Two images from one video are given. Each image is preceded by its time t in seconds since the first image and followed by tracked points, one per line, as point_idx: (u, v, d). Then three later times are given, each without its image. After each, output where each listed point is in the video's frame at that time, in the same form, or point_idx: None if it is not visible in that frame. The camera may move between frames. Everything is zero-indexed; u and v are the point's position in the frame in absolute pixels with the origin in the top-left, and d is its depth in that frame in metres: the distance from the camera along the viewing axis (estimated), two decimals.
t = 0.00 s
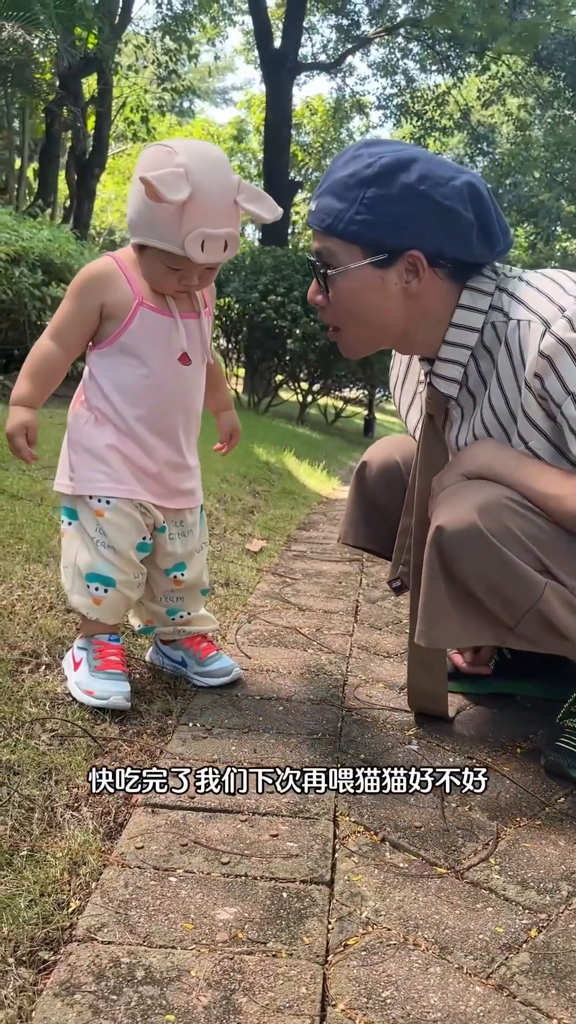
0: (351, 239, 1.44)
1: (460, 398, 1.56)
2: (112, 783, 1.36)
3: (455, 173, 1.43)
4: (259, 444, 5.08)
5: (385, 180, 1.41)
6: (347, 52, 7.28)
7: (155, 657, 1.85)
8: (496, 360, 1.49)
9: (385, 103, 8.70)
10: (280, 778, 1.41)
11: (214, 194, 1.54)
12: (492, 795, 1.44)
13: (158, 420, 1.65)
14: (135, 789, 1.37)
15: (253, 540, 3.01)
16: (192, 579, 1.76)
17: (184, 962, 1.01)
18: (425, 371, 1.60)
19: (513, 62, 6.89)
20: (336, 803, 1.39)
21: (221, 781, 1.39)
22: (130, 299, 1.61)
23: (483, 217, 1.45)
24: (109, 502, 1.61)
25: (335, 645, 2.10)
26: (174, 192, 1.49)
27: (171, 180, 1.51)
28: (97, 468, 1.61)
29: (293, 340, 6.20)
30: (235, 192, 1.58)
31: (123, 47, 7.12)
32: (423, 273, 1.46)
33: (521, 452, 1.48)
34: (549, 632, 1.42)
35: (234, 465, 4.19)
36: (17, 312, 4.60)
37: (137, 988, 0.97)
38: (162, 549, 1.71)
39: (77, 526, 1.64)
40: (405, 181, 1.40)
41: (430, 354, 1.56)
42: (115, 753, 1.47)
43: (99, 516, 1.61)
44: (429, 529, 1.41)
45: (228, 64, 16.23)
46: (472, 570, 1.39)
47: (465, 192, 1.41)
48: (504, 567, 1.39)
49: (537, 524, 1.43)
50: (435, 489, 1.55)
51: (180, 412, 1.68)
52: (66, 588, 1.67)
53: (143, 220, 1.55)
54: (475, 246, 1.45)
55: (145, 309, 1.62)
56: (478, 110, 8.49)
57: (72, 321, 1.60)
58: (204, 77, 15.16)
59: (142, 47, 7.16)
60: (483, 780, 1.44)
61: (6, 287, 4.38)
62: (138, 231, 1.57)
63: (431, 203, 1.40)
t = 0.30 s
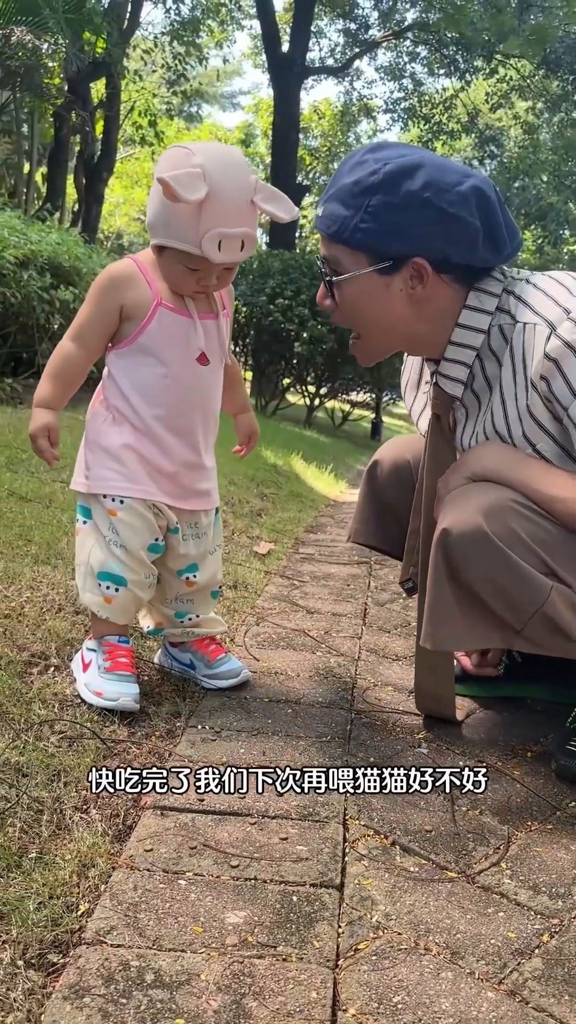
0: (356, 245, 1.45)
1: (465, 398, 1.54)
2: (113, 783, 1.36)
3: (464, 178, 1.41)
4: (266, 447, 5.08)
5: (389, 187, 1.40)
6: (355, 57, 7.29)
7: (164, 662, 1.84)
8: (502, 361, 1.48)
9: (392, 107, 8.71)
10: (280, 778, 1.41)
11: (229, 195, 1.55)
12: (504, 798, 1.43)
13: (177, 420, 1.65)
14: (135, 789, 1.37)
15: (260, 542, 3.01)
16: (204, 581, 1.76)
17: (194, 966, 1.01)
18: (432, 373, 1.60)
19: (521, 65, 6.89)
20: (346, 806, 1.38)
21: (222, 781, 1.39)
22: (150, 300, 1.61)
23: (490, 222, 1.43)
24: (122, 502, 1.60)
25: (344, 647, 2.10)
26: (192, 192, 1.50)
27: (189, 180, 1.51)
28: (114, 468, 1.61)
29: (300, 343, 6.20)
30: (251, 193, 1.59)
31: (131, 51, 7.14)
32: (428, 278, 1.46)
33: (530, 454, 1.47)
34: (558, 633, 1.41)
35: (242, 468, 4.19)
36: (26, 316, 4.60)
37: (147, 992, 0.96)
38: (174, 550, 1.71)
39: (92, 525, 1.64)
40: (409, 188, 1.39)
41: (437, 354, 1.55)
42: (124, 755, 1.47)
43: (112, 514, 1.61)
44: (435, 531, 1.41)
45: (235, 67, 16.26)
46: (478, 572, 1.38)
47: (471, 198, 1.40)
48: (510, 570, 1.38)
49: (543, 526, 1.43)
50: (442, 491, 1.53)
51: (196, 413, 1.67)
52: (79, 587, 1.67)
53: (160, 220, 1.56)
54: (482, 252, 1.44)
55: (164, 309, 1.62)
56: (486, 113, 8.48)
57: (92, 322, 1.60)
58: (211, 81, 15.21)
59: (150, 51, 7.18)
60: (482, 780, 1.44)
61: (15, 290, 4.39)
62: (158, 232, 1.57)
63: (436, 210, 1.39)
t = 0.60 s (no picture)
0: (367, 242, 1.44)
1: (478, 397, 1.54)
2: (113, 783, 1.36)
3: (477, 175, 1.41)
4: (273, 450, 5.08)
5: (400, 184, 1.40)
6: (362, 59, 7.29)
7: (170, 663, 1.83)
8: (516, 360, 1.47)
9: (400, 110, 8.70)
10: (278, 777, 1.41)
11: (260, 192, 1.57)
12: (512, 802, 1.41)
13: (186, 420, 1.64)
14: (138, 791, 1.36)
15: (267, 545, 3.00)
16: (209, 584, 1.75)
17: (198, 970, 1.00)
18: (444, 372, 1.59)
19: (529, 67, 6.87)
20: (353, 809, 1.36)
21: (222, 781, 1.39)
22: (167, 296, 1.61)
23: (502, 218, 1.42)
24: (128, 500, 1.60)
25: (350, 649, 2.09)
26: (226, 181, 1.52)
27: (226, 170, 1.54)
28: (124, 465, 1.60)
29: (307, 346, 6.20)
30: (280, 195, 1.60)
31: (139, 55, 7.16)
32: (439, 275, 1.45)
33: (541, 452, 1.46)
34: (570, 633, 1.39)
35: (249, 470, 4.18)
36: (34, 319, 4.61)
37: (151, 996, 0.95)
38: (179, 552, 1.70)
39: (95, 525, 1.63)
40: (419, 184, 1.39)
41: (452, 354, 1.54)
42: (130, 757, 1.46)
43: (116, 514, 1.60)
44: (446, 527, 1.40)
45: (243, 71, 16.29)
46: (489, 568, 1.37)
47: (482, 194, 1.40)
48: (521, 566, 1.36)
49: (555, 523, 1.41)
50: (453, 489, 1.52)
51: (205, 413, 1.66)
52: (82, 585, 1.66)
53: (191, 208, 1.56)
54: (494, 249, 1.43)
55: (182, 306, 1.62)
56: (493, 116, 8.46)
57: (108, 315, 1.60)
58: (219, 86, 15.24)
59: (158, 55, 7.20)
60: (482, 780, 1.43)
61: (23, 293, 4.40)
62: (185, 224, 1.57)
63: (446, 207, 1.39)
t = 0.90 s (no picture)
0: (373, 242, 1.43)
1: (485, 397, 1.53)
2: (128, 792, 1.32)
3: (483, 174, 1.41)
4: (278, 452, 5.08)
5: (405, 184, 1.39)
6: (367, 62, 7.29)
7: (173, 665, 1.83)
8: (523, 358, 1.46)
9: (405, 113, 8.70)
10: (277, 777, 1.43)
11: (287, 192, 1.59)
12: (517, 805, 1.40)
13: (202, 421, 1.64)
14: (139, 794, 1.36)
15: (271, 547, 2.99)
16: (217, 587, 1.74)
17: (199, 975, 0.99)
18: (451, 372, 1.58)
19: (534, 69, 6.86)
20: (356, 812, 1.35)
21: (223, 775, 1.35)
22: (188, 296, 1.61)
23: (507, 218, 1.42)
24: (138, 502, 1.59)
25: (354, 652, 2.08)
26: (257, 174, 1.54)
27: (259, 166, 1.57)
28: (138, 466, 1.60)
29: (313, 348, 6.19)
30: (306, 195, 1.62)
31: (144, 59, 7.16)
32: (445, 275, 1.45)
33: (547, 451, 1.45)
34: None
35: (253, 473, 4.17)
36: (39, 321, 4.61)
37: (151, 1001, 0.94)
38: (189, 554, 1.69)
39: (103, 526, 1.62)
40: (424, 184, 1.38)
41: (458, 354, 1.54)
42: (131, 760, 1.45)
43: (125, 514, 1.59)
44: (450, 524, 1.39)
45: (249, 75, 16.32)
46: (494, 566, 1.35)
47: (487, 193, 1.39)
48: (525, 563, 1.35)
49: (560, 521, 1.40)
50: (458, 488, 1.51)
51: (218, 415, 1.66)
52: (86, 586, 1.65)
53: (220, 202, 1.58)
54: (500, 248, 1.42)
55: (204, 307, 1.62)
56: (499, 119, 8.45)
57: (131, 312, 1.59)
58: (225, 90, 15.28)
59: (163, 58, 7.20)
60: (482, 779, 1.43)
61: (28, 296, 4.40)
62: (213, 219, 1.59)
63: (450, 207, 1.38)
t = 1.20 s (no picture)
0: (378, 238, 1.43)
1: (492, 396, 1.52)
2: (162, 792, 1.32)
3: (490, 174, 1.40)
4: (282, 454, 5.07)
5: (411, 182, 1.39)
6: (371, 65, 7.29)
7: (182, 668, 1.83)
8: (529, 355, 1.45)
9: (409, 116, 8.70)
10: (278, 778, 1.43)
11: (294, 194, 1.58)
12: (520, 808, 1.39)
13: (208, 424, 1.64)
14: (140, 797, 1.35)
15: (274, 549, 2.99)
16: (222, 588, 1.75)
17: (199, 979, 0.98)
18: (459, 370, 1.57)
19: (538, 72, 6.85)
20: (358, 816, 1.34)
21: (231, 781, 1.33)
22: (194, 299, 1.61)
23: (514, 218, 1.41)
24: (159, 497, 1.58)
25: (358, 654, 2.07)
26: (264, 174, 1.53)
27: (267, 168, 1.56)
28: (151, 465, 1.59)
29: (316, 351, 6.19)
30: (314, 198, 1.61)
31: (148, 63, 7.17)
32: (449, 274, 1.44)
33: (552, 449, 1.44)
34: None
35: (257, 476, 4.17)
36: (43, 325, 4.62)
37: (150, 1006, 0.94)
38: (205, 553, 1.70)
39: (123, 525, 1.62)
40: (431, 182, 1.38)
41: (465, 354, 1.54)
42: (132, 763, 1.44)
43: (148, 510, 1.58)
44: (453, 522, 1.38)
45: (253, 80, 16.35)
46: (497, 565, 1.34)
47: (494, 193, 1.38)
48: (527, 562, 1.34)
49: (564, 520, 1.39)
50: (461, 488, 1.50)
51: (226, 418, 1.66)
52: (110, 585, 1.65)
53: (228, 203, 1.57)
54: (506, 248, 1.42)
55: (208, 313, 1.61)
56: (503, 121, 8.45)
57: (138, 315, 1.59)
58: (229, 94, 15.31)
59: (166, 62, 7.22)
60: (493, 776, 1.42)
61: (32, 299, 4.41)
62: (221, 221, 1.58)
63: (457, 205, 1.37)
